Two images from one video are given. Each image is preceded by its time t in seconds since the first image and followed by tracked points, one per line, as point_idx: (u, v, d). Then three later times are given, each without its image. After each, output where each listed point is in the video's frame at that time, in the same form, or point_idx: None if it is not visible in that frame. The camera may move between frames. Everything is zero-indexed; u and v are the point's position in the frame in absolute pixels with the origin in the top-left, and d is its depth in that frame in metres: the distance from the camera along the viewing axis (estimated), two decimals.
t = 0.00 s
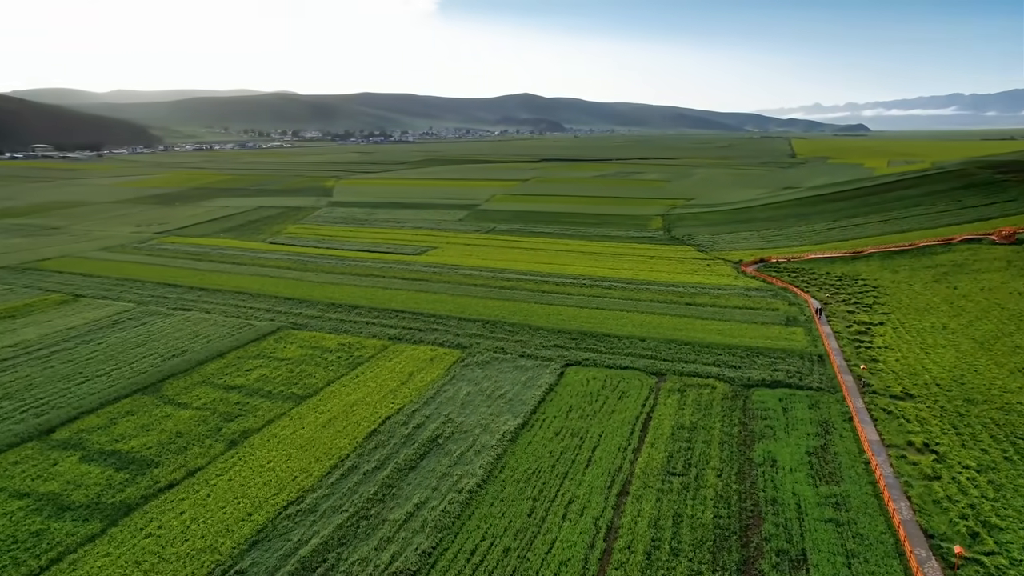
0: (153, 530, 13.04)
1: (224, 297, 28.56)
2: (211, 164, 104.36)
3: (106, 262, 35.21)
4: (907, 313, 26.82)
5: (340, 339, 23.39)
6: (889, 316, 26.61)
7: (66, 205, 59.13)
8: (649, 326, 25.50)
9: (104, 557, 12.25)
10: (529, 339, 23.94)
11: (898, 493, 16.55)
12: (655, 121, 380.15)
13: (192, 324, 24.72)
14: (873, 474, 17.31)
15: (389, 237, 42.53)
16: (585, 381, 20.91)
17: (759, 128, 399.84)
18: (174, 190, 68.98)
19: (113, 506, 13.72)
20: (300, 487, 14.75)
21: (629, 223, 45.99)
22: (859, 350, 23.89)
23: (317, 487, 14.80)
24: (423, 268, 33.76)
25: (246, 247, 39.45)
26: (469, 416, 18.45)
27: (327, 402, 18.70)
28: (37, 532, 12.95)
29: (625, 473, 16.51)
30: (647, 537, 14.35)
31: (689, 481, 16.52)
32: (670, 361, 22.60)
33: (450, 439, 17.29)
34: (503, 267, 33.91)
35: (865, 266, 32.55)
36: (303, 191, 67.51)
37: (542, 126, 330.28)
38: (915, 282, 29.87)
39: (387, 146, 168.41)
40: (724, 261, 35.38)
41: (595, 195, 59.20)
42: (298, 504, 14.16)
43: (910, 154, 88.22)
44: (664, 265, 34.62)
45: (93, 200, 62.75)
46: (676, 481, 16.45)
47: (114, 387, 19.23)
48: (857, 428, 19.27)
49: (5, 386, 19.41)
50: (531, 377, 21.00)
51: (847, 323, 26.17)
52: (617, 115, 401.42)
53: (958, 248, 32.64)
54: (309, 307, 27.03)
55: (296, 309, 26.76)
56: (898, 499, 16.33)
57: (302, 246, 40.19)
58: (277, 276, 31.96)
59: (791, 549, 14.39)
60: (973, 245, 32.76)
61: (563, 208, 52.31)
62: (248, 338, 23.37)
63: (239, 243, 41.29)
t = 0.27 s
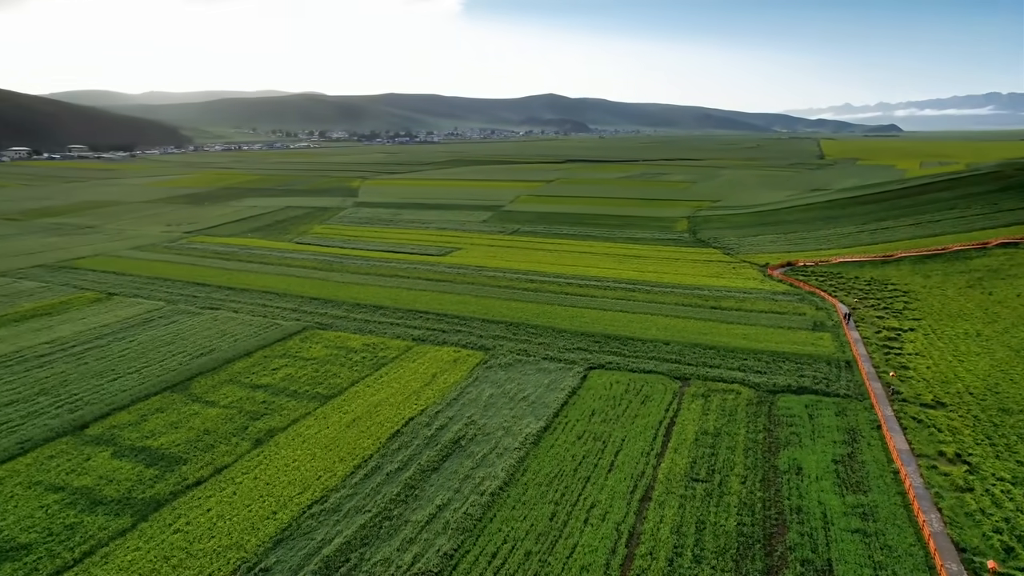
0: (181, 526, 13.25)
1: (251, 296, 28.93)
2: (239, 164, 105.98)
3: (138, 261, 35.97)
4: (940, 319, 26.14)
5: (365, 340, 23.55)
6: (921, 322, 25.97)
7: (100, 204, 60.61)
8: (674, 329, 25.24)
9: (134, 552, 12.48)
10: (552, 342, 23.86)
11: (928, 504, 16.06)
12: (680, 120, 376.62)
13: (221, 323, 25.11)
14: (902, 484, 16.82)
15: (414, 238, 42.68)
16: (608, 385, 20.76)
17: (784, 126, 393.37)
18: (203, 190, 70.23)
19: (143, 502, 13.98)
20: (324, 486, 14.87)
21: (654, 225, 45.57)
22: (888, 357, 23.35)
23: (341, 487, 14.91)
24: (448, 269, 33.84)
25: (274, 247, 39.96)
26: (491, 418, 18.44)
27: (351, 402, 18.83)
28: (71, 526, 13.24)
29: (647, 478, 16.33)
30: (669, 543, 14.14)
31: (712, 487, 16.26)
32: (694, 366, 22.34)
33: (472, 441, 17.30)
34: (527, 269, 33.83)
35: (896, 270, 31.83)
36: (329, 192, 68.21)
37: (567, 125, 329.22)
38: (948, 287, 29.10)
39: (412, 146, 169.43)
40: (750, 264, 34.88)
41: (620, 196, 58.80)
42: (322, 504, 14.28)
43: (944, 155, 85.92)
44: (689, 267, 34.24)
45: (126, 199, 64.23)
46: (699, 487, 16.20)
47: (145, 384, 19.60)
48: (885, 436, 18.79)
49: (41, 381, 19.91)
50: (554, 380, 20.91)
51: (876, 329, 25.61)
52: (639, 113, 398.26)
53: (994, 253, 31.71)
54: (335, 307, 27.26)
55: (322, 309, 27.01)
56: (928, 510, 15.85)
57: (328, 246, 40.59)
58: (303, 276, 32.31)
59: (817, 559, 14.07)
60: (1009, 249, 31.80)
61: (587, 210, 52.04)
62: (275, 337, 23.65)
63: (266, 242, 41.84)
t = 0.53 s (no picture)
0: (210, 522, 13.46)
1: (279, 295, 29.29)
2: (268, 165, 107.19)
3: (170, 260, 36.69)
4: (975, 326, 25.41)
5: (390, 340, 23.68)
6: (955, 329, 25.27)
7: (133, 204, 61.97)
8: (700, 333, 24.94)
9: (164, 547, 12.71)
10: (577, 345, 23.74)
11: (961, 518, 15.53)
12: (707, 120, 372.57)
13: (249, 322, 25.47)
14: (934, 496, 16.29)
15: (440, 239, 42.80)
16: (633, 389, 20.57)
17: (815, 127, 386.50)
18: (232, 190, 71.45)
19: (173, 498, 14.23)
20: (349, 486, 14.98)
21: (680, 228, 45.10)
22: (921, 364, 22.76)
23: (365, 487, 15.01)
24: (473, 270, 33.88)
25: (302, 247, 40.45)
26: (515, 421, 18.41)
27: (376, 402, 18.95)
28: (104, 519, 13.53)
29: (671, 484, 16.14)
30: (693, 550, 13.92)
31: (737, 495, 16.00)
32: (720, 371, 22.05)
33: (496, 443, 17.29)
34: (552, 271, 33.72)
35: (929, 275, 31.04)
36: (355, 192, 68.84)
37: (593, 125, 327.82)
38: (985, 293, 28.27)
39: (435, 146, 170.16)
40: (777, 268, 34.33)
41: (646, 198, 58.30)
42: (346, 503, 14.39)
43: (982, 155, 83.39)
44: (715, 270, 33.81)
45: (159, 199, 65.58)
46: (724, 494, 15.95)
47: (175, 381, 19.95)
48: (917, 446, 18.27)
49: (77, 377, 20.39)
50: (578, 383, 20.79)
51: (908, 335, 24.99)
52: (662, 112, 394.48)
53: None
54: (361, 307, 27.47)
55: (348, 309, 27.24)
56: (961, 524, 15.33)
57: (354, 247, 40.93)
58: (330, 276, 32.62)
59: (845, 571, 13.72)
60: None
61: (611, 211, 51.74)
62: (301, 337, 23.89)
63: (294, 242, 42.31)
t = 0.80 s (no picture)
0: (238, 519, 13.65)
1: (306, 295, 29.62)
2: (296, 164, 108.66)
3: (201, 258, 37.41)
4: (1013, 333, 24.61)
5: (416, 341, 23.79)
6: (992, 337, 24.51)
7: (166, 203, 63.34)
8: (726, 338, 24.59)
9: (193, 542, 12.93)
10: (602, 348, 23.59)
11: (997, 532, 14.96)
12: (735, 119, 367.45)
13: (277, 321, 25.80)
14: (969, 509, 15.72)
15: (465, 240, 42.87)
16: (658, 394, 20.35)
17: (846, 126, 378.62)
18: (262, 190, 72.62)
19: (203, 494, 14.47)
20: (374, 487, 15.09)
21: (708, 230, 44.56)
22: (956, 373, 22.10)
23: (390, 488, 15.10)
24: (498, 271, 33.87)
25: (330, 247, 40.91)
26: (539, 424, 18.34)
27: (401, 403, 19.05)
28: (137, 514, 13.81)
29: (696, 490, 15.92)
30: (717, 559, 13.69)
31: (763, 503, 15.70)
32: (747, 376, 21.71)
33: (520, 446, 17.25)
34: (577, 273, 33.55)
35: (965, 281, 30.18)
36: (382, 192, 69.33)
37: (621, 126, 325.38)
38: None
39: (460, 148, 170.47)
40: (807, 272, 33.71)
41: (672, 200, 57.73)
42: (371, 504, 14.48)
43: None
44: (742, 274, 33.32)
45: (192, 199, 66.82)
46: (750, 502, 15.68)
47: (205, 379, 20.30)
48: (951, 457, 17.70)
49: (111, 374, 20.86)
50: (603, 387, 20.64)
51: (942, 343, 24.32)
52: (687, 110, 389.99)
53: None
54: (387, 307, 27.63)
55: (375, 309, 27.44)
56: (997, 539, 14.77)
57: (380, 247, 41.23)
58: (356, 276, 32.88)
59: None
60: None
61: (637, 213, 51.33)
62: (328, 336, 24.13)
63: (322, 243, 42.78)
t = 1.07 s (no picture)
0: (262, 518, 13.81)
1: (330, 295, 29.88)
2: (320, 164, 109.80)
3: (227, 258, 37.98)
4: None
5: (439, 342, 23.85)
6: None
7: (194, 203, 64.42)
8: (751, 342, 24.25)
9: (219, 539, 13.10)
10: (624, 351, 23.42)
11: None
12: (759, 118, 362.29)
13: (302, 321, 26.05)
14: (1001, 522, 15.21)
15: (486, 240, 42.88)
16: (681, 399, 20.14)
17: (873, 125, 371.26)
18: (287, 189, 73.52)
19: (228, 492, 14.66)
20: (395, 487, 15.15)
21: (733, 232, 43.99)
22: (989, 381, 21.49)
23: (412, 489, 15.16)
24: (521, 272, 33.83)
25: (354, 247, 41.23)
26: (561, 427, 18.26)
27: (423, 404, 19.10)
28: (165, 510, 14.04)
29: (718, 497, 15.71)
30: (740, 567, 13.48)
31: (787, 511, 15.43)
32: (772, 381, 21.38)
33: (541, 449, 17.19)
34: (600, 275, 33.35)
35: (999, 286, 29.36)
36: (404, 193, 69.69)
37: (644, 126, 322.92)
38: None
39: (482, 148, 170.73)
40: (833, 275, 33.11)
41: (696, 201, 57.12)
42: (393, 505, 14.54)
43: None
44: (768, 277, 32.84)
45: (219, 198, 67.78)
46: (773, 509, 15.42)
47: (232, 378, 20.58)
48: (983, 467, 17.18)
49: (140, 371, 21.26)
50: (625, 391, 20.48)
51: (974, 350, 23.69)
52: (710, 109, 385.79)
53: None
54: (411, 308, 27.74)
55: (398, 310, 27.58)
56: None
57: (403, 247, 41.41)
58: (380, 277, 33.08)
59: None
60: None
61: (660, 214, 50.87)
62: (352, 336, 24.30)
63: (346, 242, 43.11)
